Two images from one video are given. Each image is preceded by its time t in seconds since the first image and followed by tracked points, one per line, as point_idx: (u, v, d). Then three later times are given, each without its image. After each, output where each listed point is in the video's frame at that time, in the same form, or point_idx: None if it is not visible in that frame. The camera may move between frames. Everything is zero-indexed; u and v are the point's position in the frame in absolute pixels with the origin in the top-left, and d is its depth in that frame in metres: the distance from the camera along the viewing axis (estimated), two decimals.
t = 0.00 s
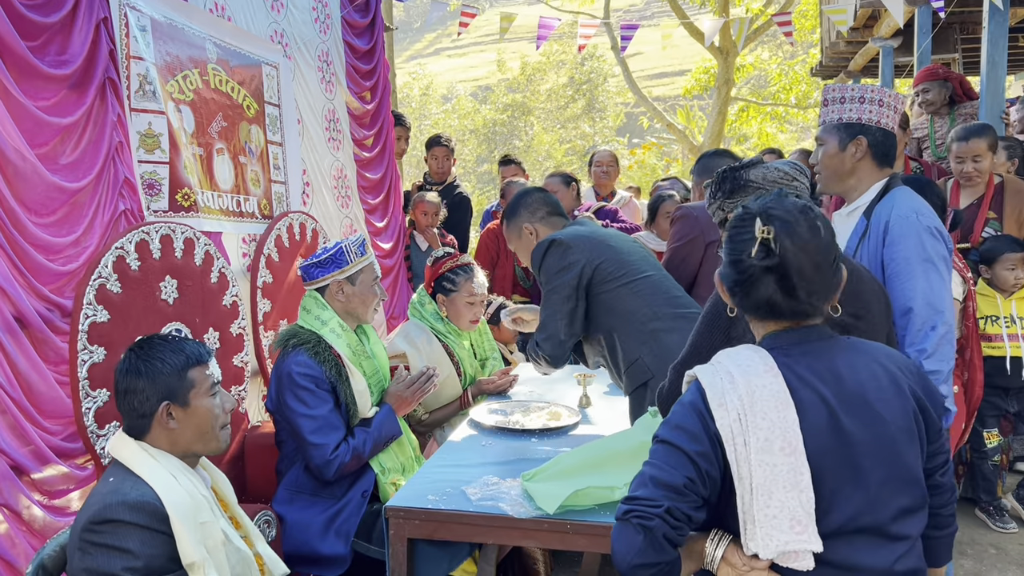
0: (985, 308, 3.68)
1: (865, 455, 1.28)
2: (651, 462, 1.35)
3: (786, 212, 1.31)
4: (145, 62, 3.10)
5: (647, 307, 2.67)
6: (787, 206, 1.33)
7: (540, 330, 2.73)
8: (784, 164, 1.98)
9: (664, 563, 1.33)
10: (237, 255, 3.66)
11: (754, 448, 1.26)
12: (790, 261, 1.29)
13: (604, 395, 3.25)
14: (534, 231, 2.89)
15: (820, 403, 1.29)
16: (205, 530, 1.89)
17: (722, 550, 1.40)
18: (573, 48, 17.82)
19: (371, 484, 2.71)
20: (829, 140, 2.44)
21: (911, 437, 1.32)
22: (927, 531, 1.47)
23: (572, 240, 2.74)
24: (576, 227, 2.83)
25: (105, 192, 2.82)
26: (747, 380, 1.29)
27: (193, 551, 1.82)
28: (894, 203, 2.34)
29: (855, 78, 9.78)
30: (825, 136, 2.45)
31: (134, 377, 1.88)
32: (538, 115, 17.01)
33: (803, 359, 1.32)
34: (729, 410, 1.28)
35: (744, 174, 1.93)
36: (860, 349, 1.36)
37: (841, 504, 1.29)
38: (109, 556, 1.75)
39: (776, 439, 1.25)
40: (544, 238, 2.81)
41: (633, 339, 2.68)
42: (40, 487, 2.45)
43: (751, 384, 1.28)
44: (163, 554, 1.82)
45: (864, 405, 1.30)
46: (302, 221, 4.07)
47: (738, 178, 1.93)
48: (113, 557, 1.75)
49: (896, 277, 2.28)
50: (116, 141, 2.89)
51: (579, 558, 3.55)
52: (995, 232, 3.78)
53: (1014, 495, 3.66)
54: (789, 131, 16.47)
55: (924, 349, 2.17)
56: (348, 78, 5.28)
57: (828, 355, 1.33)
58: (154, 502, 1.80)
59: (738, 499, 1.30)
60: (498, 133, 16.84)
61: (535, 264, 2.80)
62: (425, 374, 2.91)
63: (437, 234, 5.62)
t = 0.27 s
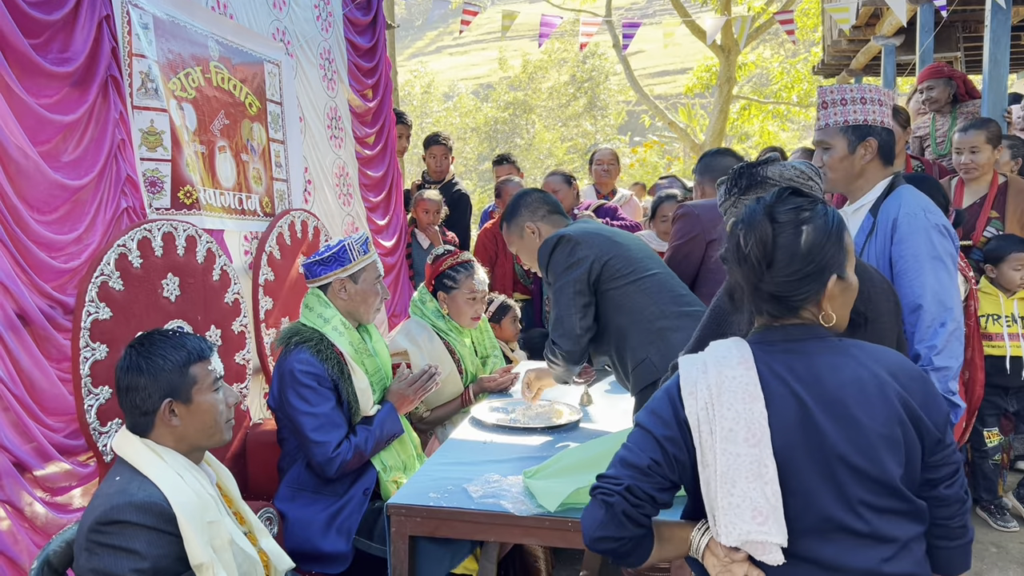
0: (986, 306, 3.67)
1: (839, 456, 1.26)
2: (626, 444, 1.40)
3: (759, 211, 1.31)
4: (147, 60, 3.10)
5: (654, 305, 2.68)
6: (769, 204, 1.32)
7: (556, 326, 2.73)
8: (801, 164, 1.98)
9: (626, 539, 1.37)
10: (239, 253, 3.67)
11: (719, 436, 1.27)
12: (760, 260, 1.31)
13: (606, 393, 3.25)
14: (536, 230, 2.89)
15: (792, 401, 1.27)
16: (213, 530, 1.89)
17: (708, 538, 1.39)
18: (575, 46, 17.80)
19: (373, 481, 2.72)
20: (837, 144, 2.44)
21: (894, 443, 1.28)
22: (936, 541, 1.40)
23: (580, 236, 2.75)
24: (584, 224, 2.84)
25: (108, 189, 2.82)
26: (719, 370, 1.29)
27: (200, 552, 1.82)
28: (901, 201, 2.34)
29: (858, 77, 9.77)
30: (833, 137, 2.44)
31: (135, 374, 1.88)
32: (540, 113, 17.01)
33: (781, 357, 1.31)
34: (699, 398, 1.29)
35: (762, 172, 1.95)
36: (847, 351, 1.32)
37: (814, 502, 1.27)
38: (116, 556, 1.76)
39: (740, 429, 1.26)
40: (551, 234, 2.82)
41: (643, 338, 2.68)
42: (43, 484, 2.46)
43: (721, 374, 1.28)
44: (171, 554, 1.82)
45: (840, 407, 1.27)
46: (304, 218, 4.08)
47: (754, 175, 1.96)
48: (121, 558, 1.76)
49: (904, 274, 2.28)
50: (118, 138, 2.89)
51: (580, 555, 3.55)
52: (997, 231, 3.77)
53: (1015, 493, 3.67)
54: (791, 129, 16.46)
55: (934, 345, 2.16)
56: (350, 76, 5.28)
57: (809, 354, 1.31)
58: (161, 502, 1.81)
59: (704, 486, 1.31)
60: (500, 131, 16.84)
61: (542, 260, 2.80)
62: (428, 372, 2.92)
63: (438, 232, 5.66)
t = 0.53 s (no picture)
0: (988, 305, 3.67)
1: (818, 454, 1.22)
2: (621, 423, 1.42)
3: (753, 208, 1.28)
4: (149, 57, 3.10)
5: (659, 302, 2.66)
6: (765, 200, 1.29)
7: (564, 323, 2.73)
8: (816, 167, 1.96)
9: (610, 512, 1.41)
10: (240, 250, 3.66)
11: (702, 424, 1.26)
12: (751, 258, 1.28)
13: (608, 391, 3.26)
14: (538, 225, 2.88)
15: (775, 398, 1.25)
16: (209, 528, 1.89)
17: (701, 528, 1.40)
18: (577, 44, 17.79)
19: (374, 479, 2.72)
20: (848, 147, 2.42)
21: (882, 450, 1.21)
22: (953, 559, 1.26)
23: (588, 232, 2.75)
24: (591, 220, 2.84)
25: (109, 187, 2.82)
26: (708, 360, 1.29)
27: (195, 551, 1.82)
28: (906, 197, 2.33)
29: (859, 75, 9.76)
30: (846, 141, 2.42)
31: (137, 371, 1.89)
32: (542, 111, 17.01)
33: (771, 354, 1.28)
34: (687, 386, 1.29)
35: (776, 173, 1.94)
36: (842, 353, 1.26)
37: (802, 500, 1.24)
38: (113, 554, 1.76)
39: (721, 419, 1.25)
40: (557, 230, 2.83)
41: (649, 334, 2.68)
42: (44, 481, 2.46)
43: (709, 364, 1.28)
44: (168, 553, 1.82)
45: (823, 407, 1.22)
46: (305, 216, 4.08)
47: (770, 175, 1.94)
48: (117, 556, 1.76)
49: (909, 269, 2.30)
50: (120, 135, 2.89)
51: (580, 554, 3.55)
52: (1000, 230, 3.76)
53: (1016, 492, 3.66)
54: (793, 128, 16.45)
55: (940, 340, 2.27)
56: (351, 74, 5.28)
57: (798, 352, 1.27)
58: (157, 500, 1.81)
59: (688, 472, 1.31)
60: (502, 129, 16.84)
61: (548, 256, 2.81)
62: (429, 370, 2.92)
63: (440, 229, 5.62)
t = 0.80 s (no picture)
0: (989, 304, 3.66)
1: (828, 453, 1.23)
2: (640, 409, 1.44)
3: (778, 201, 1.29)
4: (150, 55, 3.10)
5: (659, 301, 2.66)
6: (791, 195, 1.29)
7: (567, 323, 2.71)
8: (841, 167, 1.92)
9: (624, 497, 1.43)
10: (242, 248, 3.66)
11: (716, 416, 1.28)
12: (773, 250, 1.28)
13: (609, 389, 3.26)
14: (540, 222, 2.89)
15: (788, 393, 1.25)
16: (223, 522, 1.90)
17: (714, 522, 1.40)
18: (579, 42, 17.75)
19: (375, 477, 2.72)
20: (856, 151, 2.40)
21: (894, 452, 1.20)
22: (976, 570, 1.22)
23: (589, 231, 2.74)
24: (594, 219, 2.83)
25: (111, 185, 2.81)
26: (726, 352, 1.30)
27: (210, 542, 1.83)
28: (910, 196, 2.32)
29: (862, 73, 9.73)
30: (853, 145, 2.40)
31: (150, 369, 1.89)
32: (544, 109, 16.99)
33: (788, 350, 1.29)
34: (705, 377, 1.31)
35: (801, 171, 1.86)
36: (860, 352, 1.25)
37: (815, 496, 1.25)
38: (129, 544, 1.75)
39: (735, 412, 1.26)
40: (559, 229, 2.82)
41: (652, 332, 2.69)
42: (46, 479, 2.46)
43: (727, 357, 1.30)
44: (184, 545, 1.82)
45: (837, 406, 1.22)
46: (307, 214, 4.08)
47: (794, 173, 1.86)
48: (133, 545, 1.75)
49: (914, 267, 2.30)
50: (121, 134, 2.89)
51: (582, 551, 3.56)
52: (1002, 228, 3.76)
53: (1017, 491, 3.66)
54: (794, 127, 16.42)
55: (948, 337, 2.35)
56: (354, 72, 5.27)
57: (815, 349, 1.27)
58: (174, 491, 1.81)
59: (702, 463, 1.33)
60: (503, 128, 16.82)
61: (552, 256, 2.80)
62: (430, 368, 2.89)
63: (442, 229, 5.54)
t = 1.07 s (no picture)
0: (992, 304, 3.65)
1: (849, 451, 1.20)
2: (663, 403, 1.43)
3: (808, 195, 1.27)
4: (153, 54, 3.10)
5: (659, 299, 2.65)
6: (822, 189, 1.27)
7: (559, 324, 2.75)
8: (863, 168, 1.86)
9: (645, 487, 1.43)
10: (245, 247, 3.66)
11: (739, 410, 1.26)
12: (801, 245, 1.27)
13: (611, 388, 3.26)
14: (547, 219, 2.92)
15: (811, 390, 1.23)
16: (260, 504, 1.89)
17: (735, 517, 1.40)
18: (582, 42, 17.75)
19: (378, 476, 2.72)
20: (861, 153, 2.41)
21: (916, 455, 1.16)
22: None
23: (588, 232, 2.74)
24: (596, 217, 2.82)
25: (114, 184, 2.81)
26: (750, 347, 1.29)
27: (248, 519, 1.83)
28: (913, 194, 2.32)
29: (864, 73, 9.73)
30: (855, 145, 2.41)
31: (188, 361, 1.92)
32: (546, 108, 16.99)
33: (813, 346, 1.26)
34: (729, 371, 1.30)
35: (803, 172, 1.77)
36: (886, 352, 1.21)
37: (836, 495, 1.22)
38: (173, 515, 1.76)
39: (757, 406, 1.25)
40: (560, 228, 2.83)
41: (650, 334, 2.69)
42: (49, 477, 2.46)
43: (751, 351, 1.28)
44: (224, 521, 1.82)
45: (859, 405, 1.19)
46: (309, 213, 4.09)
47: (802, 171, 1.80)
48: (177, 517, 1.76)
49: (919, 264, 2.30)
50: (125, 132, 2.89)
51: (584, 551, 3.55)
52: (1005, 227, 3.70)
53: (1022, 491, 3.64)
54: (796, 126, 16.40)
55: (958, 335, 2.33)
56: (356, 71, 5.28)
57: (839, 347, 1.24)
58: (220, 467, 1.82)
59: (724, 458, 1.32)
60: (505, 127, 16.83)
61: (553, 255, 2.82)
62: (433, 368, 2.91)
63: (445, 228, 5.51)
